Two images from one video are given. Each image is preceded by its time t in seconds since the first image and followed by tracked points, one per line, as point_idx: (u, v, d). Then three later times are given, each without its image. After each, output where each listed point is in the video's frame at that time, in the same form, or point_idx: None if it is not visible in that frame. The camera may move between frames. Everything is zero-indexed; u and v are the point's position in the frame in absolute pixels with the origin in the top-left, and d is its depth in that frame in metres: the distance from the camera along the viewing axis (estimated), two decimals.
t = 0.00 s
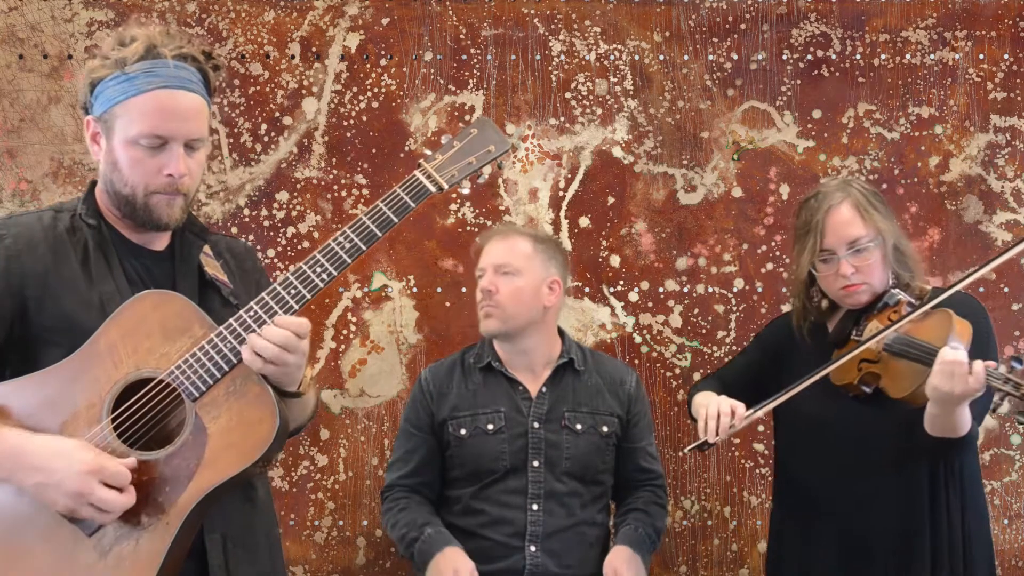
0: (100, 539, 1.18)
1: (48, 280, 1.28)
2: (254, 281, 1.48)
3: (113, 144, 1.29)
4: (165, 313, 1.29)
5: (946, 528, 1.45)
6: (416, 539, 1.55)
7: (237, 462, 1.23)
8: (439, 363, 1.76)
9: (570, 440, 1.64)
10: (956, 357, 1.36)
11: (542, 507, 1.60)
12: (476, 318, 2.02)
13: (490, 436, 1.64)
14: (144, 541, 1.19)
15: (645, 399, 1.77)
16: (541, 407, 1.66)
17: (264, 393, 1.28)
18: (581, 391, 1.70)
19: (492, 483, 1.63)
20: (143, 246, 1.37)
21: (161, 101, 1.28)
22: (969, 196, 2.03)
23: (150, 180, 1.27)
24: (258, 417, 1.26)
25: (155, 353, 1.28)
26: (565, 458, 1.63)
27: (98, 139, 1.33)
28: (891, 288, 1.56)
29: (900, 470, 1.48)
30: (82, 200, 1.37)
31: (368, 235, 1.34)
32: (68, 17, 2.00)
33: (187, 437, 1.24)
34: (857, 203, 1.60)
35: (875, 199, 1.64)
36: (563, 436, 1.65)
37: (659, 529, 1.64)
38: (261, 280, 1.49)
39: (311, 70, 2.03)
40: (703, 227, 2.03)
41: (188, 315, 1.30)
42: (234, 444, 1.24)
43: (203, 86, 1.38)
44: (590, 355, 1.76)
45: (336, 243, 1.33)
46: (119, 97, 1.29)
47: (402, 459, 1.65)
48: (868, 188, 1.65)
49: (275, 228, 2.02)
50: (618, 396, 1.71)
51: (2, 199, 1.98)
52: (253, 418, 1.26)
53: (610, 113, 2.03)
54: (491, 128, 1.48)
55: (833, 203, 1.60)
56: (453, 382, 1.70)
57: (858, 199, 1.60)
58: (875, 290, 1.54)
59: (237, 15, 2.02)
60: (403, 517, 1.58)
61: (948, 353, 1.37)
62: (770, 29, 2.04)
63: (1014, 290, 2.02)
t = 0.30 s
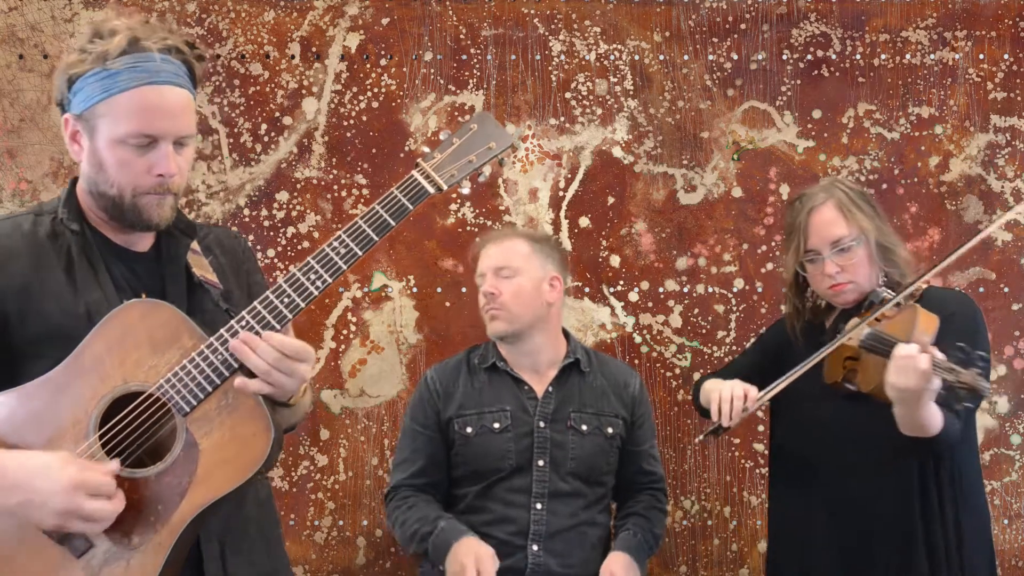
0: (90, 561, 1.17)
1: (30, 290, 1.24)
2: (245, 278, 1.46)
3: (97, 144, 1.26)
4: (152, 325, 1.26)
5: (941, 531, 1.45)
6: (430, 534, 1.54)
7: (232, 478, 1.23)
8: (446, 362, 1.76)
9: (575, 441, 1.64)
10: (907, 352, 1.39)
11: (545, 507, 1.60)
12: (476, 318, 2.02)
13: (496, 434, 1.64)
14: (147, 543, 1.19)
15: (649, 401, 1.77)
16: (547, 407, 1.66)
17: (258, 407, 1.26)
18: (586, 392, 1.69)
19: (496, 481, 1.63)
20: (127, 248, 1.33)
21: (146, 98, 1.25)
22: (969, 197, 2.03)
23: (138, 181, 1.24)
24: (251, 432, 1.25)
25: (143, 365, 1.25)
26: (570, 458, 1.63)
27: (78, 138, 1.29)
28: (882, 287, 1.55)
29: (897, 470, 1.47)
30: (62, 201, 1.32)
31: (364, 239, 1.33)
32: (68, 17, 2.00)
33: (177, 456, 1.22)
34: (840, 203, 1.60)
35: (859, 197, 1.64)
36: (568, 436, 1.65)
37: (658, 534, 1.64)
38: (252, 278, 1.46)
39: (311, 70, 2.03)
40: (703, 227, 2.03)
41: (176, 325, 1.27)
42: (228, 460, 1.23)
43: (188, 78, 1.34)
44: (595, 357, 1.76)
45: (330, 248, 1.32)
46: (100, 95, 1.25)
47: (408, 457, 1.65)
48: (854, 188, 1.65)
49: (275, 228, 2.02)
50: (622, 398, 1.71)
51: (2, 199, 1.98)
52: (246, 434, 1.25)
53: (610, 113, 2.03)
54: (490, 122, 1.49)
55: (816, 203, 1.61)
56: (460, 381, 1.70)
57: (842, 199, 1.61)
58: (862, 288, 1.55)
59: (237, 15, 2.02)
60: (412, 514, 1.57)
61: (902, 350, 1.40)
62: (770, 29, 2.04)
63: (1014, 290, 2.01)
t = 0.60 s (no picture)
0: None
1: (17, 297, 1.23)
2: (240, 279, 1.45)
3: (81, 149, 1.23)
4: (147, 337, 1.25)
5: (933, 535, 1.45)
6: (430, 540, 1.56)
7: (230, 495, 1.23)
8: (445, 362, 1.76)
9: (575, 442, 1.64)
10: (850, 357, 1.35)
11: (545, 508, 1.60)
12: (476, 318, 2.02)
13: (495, 437, 1.64)
14: (145, 546, 1.19)
15: (648, 402, 1.77)
16: (546, 409, 1.66)
17: (257, 421, 1.27)
18: (585, 393, 1.69)
19: (496, 483, 1.63)
20: (115, 249, 1.32)
21: (129, 98, 1.22)
22: (969, 196, 2.03)
23: (128, 184, 1.23)
24: (249, 449, 1.25)
25: (139, 378, 1.24)
26: (570, 459, 1.63)
27: (59, 141, 1.26)
28: (869, 287, 1.56)
29: (897, 467, 1.47)
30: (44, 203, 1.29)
31: (364, 248, 1.33)
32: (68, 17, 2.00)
33: (173, 472, 1.22)
34: (828, 201, 1.60)
35: (849, 196, 1.64)
36: (567, 437, 1.65)
37: (658, 535, 1.65)
38: (248, 278, 1.45)
39: (310, 70, 2.03)
40: (703, 227, 2.03)
41: (172, 336, 1.26)
42: (226, 476, 1.23)
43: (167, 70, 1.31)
44: (594, 358, 1.76)
45: (331, 258, 1.32)
46: (79, 98, 1.22)
47: (406, 459, 1.65)
48: (845, 188, 1.66)
49: (275, 228, 2.02)
50: (621, 399, 1.71)
51: (2, 199, 1.98)
52: (244, 449, 1.25)
53: (610, 113, 2.03)
54: (496, 121, 1.47)
55: (804, 201, 1.62)
56: (459, 383, 1.70)
57: (831, 197, 1.61)
58: (850, 285, 1.55)
59: (237, 15, 2.02)
60: (409, 520, 1.58)
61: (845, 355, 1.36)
62: (770, 29, 2.04)
63: (1014, 291, 2.01)
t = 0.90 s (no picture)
0: (88, 556, 1.18)
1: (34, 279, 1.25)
2: (257, 276, 1.44)
3: (104, 132, 1.25)
4: (155, 322, 1.26)
5: (932, 535, 1.44)
6: (418, 542, 1.56)
7: (231, 481, 1.22)
8: (443, 364, 1.76)
9: (574, 441, 1.64)
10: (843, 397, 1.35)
11: (544, 508, 1.60)
12: (476, 318, 2.02)
13: (493, 437, 1.64)
14: (148, 526, 1.20)
15: (647, 402, 1.77)
16: (545, 408, 1.65)
17: (261, 408, 1.26)
18: (584, 392, 1.69)
19: (495, 484, 1.63)
20: (138, 241, 1.33)
21: (152, 84, 1.24)
22: (969, 197, 2.03)
23: (148, 168, 1.24)
24: (252, 436, 1.24)
25: (146, 361, 1.25)
26: (569, 459, 1.63)
27: (84, 128, 1.29)
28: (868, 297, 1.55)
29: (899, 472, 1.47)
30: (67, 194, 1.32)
31: (372, 244, 1.33)
32: (68, 17, 2.00)
33: (177, 455, 1.23)
34: (824, 211, 1.59)
35: (846, 204, 1.62)
36: (566, 437, 1.64)
37: (658, 535, 1.65)
38: (265, 278, 1.44)
39: (311, 70, 2.03)
40: (703, 227, 2.03)
41: (181, 322, 1.27)
42: (227, 463, 1.23)
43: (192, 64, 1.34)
44: (594, 358, 1.76)
45: (337, 251, 1.31)
46: (106, 83, 1.25)
47: (404, 460, 1.66)
48: (842, 195, 1.64)
49: (275, 228, 2.02)
50: (620, 398, 1.71)
51: (3, 199, 1.98)
52: (246, 436, 1.24)
53: (610, 113, 2.03)
54: (508, 124, 1.45)
55: (800, 211, 1.61)
56: (458, 384, 1.70)
57: (826, 206, 1.60)
58: (847, 296, 1.55)
59: (237, 15, 2.02)
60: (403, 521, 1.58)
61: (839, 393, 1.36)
62: (770, 29, 2.04)
63: (1014, 291, 2.02)
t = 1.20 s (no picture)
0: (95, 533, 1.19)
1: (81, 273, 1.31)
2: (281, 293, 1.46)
3: (151, 156, 1.30)
4: (179, 312, 1.29)
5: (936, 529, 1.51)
6: (413, 541, 1.57)
7: (236, 467, 1.23)
8: (439, 366, 1.75)
9: (570, 440, 1.64)
10: (924, 373, 1.47)
11: (542, 506, 1.60)
12: (476, 318, 2.02)
13: (490, 436, 1.64)
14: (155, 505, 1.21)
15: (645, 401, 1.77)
16: (540, 408, 1.66)
17: (269, 396, 1.27)
18: (580, 391, 1.69)
19: (492, 483, 1.63)
20: (174, 248, 1.37)
21: (196, 111, 1.29)
22: (969, 197, 2.02)
23: (188, 189, 1.29)
24: (260, 425, 1.26)
25: (168, 350, 1.27)
26: (565, 458, 1.63)
27: (136, 150, 1.34)
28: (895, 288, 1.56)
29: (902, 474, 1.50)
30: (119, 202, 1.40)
31: (385, 252, 1.35)
32: (68, 17, 2.00)
33: (188, 436, 1.24)
34: (866, 197, 1.63)
35: (883, 194, 1.67)
36: (562, 436, 1.65)
37: (658, 533, 1.64)
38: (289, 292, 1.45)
39: (311, 70, 2.03)
40: (703, 227, 2.03)
41: (203, 316, 1.29)
42: (233, 448, 1.24)
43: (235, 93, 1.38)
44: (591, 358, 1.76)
45: (353, 257, 1.33)
46: (155, 109, 1.30)
47: (401, 460, 1.66)
48: (879, 185, 1.69)
49: (275, 228, 2.02)
50: (617, 397, 1.71)
51: (3, 199, 1.99)
52: (254, 424, 1.26)
53: (610, 113, 2.03)
54: (520, 150, 1.48)
55: (845, 193, 1.63)
56: (453, 385, 1.70)
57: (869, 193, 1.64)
58: (879, 284, 1.55)
59: (237, 15, 2.02)
60: (399, 518, 1.59)
61: (916, 371, 1.48)
62: (770, 29, 2.04)
63: (1014, 291, 2.01)
